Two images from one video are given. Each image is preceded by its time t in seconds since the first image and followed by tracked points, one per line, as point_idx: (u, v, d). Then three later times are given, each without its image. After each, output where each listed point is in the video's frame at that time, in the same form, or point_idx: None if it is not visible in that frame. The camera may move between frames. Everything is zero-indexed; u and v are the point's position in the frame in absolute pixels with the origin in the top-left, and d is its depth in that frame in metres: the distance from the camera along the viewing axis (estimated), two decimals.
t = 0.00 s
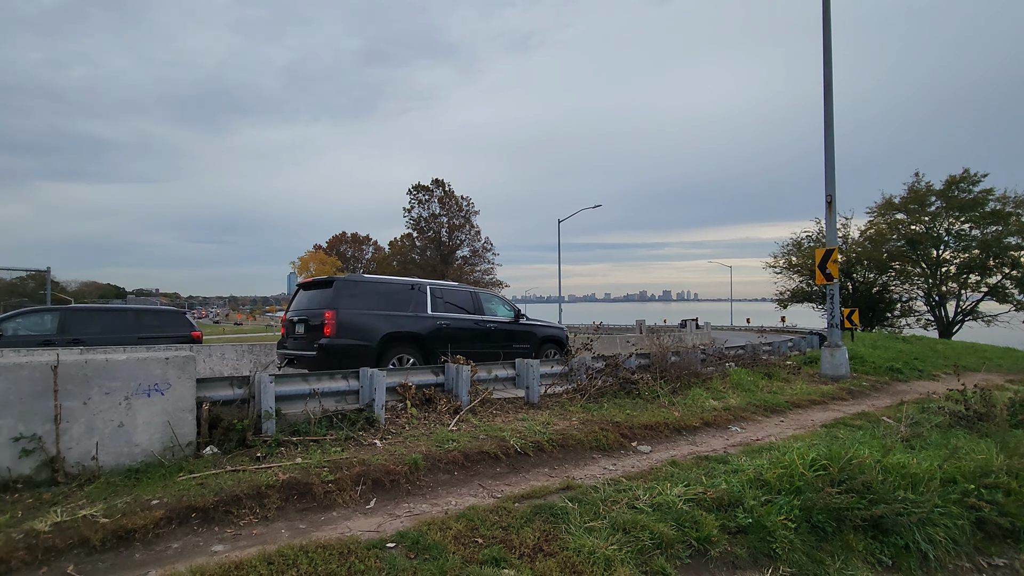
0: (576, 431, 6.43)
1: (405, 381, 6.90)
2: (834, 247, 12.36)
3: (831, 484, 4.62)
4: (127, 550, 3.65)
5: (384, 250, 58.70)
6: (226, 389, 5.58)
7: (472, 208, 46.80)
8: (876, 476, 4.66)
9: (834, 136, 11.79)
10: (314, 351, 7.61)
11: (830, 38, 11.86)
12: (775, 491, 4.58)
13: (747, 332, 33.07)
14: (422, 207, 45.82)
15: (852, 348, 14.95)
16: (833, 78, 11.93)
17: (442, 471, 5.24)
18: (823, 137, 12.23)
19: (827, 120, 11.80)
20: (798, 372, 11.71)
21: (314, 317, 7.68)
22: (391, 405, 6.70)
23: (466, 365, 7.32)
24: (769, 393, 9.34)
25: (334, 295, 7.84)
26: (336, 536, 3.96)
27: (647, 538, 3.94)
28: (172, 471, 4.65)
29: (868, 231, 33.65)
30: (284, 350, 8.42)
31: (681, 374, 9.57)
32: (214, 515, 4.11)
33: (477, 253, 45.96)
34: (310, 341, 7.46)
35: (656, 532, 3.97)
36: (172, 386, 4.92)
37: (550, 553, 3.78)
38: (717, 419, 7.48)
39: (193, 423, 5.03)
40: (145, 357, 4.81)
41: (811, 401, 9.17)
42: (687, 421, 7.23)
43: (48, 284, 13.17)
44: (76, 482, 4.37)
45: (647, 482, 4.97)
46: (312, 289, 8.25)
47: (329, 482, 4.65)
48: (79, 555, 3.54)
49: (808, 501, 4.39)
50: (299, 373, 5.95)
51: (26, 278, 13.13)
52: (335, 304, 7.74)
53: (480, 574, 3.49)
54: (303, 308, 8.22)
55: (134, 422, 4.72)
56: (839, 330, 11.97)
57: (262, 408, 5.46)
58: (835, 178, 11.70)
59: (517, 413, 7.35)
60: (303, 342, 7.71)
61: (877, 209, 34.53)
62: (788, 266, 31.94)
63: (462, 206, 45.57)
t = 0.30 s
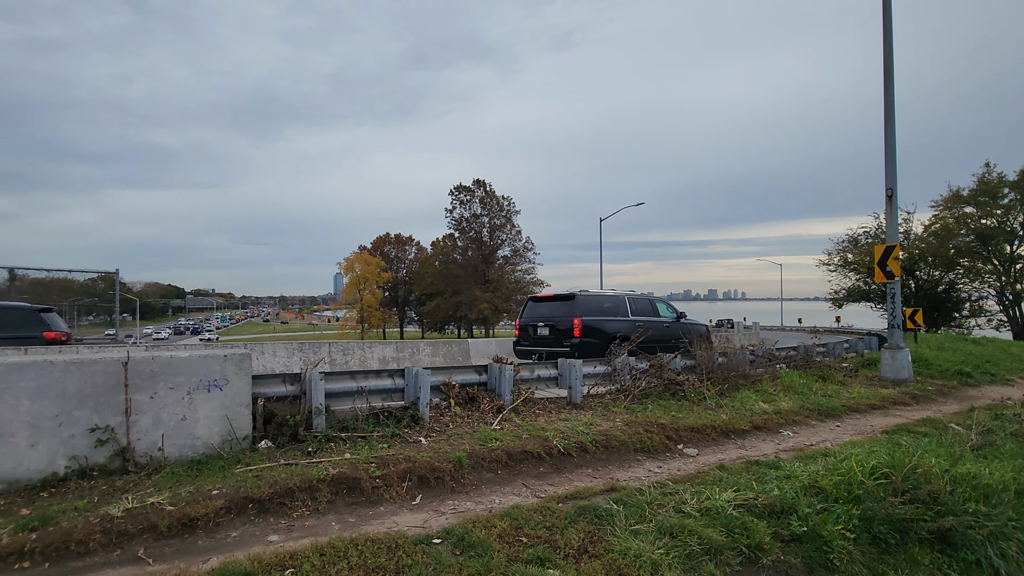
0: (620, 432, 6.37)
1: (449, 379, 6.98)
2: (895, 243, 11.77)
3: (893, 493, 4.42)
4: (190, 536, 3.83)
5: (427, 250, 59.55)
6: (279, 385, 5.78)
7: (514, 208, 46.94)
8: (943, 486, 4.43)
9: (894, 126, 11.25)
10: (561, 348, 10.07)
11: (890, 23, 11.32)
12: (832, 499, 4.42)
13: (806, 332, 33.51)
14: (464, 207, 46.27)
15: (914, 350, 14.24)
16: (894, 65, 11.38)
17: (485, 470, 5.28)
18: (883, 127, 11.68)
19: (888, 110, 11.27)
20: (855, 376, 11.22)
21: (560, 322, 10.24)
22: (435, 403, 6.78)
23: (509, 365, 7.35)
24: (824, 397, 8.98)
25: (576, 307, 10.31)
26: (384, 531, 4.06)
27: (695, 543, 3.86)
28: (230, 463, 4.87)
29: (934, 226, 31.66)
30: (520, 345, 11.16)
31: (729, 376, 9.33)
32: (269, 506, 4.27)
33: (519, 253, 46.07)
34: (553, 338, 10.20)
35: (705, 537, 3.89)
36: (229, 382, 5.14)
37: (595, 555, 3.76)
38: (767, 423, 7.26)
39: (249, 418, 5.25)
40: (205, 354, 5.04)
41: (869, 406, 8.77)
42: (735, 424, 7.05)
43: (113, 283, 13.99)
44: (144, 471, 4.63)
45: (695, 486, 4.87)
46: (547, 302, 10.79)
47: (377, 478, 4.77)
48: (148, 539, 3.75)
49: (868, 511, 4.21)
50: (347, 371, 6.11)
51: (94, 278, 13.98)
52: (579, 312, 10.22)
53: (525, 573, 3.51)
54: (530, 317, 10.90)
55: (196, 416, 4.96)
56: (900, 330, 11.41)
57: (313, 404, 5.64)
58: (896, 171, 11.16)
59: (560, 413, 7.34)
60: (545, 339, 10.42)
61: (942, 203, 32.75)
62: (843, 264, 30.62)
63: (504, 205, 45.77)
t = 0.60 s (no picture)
0: (665, 434, 6.25)
1: (491, 379, 7.01)
2: (961, 240, 11.15)
3: (962, 506, 4.19)
4: (246, 527, 3.97)
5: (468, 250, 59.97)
6: (327, 382, 5.93)
7: (554, 207, 46.80)
8: (1019, 498, 4.12)
9: (960, 116, 10.64)
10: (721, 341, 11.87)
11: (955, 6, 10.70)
12: (895, 509, 4.22)
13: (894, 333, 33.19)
14: (505, 207, 46.42)
15: (981, 353, 13.45)
16: (959, 51, 10.77)
17: (529, 470, 5.27)
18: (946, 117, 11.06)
19: (952, 99, 10.66)
20: (917, 379, 10.67)
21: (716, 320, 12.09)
22: (477, 402, 6.82)
23: (551, 365, 7.31)
24: (882, 401, 8.57)
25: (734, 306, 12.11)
26: (430, 528, 4.10)
27: (747, 551, 3.74)
28: (282, 457, 5.02)
29: (1002, 221, 29.98)
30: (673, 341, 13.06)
31: (779, 378, 9.02)
32: (319, 500, 4.38)
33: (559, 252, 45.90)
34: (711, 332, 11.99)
35: (758, 545, 3.76)
36: (281, 379, 5.31)
37: (643, 559, 3.70)
38: (821, 428, 6.98)
39: (300, 414, 5.41)
40: (259, 352, 5.23)
41: (933, 412, 8.32)
42: (787, 428, 6.81)
43: (171, 284, 14.67)
44: (204, 464, 4.83)
45: (746, 491, 4.73)
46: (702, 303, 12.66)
47: (422, 475, 4.83)
48: (207, 528, 3.90)
49: (935, 523, 4.00)
50: (391, 370, 6.21)
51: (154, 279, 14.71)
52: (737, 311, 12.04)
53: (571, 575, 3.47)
54: (687, 315, 12.96)
55: (250, 411, 5.14)
56: (966, 332, 10.78)
57: (360, 401, 5.76)
58: (962, 163, 10.55)
59: (603, 414, 7.26)
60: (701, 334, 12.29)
61: (1012, 196, 30.83)
62: (902, 262, 29.19)
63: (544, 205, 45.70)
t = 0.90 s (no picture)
0: (705, 437, 6.14)
1: (527, 379, 7.05)
2: None
3: None
4: (291, 519, 4.10)
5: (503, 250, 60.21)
6: (367, 380, 6.07)
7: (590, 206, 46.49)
8: None
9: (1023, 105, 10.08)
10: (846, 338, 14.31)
11: None
12: (952, 520, 4.03)
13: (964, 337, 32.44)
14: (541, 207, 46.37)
15: None
16: (1021, 37, 10.20)
17: (566, 470, 5.27)
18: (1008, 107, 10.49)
19: (1014, 87, 10.10)
20: (977, 384, 10.14)
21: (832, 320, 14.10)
22: (513, 402, 6.86)
23: (588, 365, 7.28)
24: (939, 407, 8.19)
25: (845, 309, 14.50)
26: (468, 525, 4.14)
27: (793, 558, 3.64)
28: (325, 452, 5.16)
29: None
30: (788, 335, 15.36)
31: (826, 381, 8.73)
32: (361, 495, 4.49)
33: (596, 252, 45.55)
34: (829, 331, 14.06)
35: (804, 552, 3.66)
36: (324, 376, 5.47)
37: (683, 563, 3.65)
38: (871, 433, 6.73)
39: (341, 411, 5.55)
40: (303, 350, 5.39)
41: (994, 418, 7.89)
42: (834, 433, 6.59)
43: (219, 285, 15.23)
44: (251, 457, 5.01)
45: (790, 497, 4.61)
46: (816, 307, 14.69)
47: (459, 473, 4.89)
48: (256, 520, 4.05)
49: (996, 535, 3.77)
50: (429, 368, 6.32)
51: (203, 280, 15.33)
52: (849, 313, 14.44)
53: None
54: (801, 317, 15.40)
55: (295, 407, 5.31)
56: None
57: (399, 399, 5.86)
58: None
59: (640, 415, 7.18)
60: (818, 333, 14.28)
61: None
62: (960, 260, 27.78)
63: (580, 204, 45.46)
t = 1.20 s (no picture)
0: (743, 439, 6.02)
1: (560, 378, 7.04)
2: None
3: None
4: (330, 513, 4.19)
5: (535, 250, 60.05)
6: (402, 378, 6.17)
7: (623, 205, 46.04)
8: None
9: None
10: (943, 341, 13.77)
11: None
12: (1008, 529, 3.84)
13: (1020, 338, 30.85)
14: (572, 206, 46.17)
15: None
16: None
17: (599, 470, 5.24)
18: None
19: None
20: None
21: (929, 322, 13.89)
22: (546, 402, 6.87)
23: (621, 365, 7.21)
24: (994, 412, 7.82)
25: (941, 312, 13.94)
26: (502, 523, 4.17)
27: (837, 565, 3.54)
28: (361, 449, 5.26)
29: None
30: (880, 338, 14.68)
31: (871, 384, 8.44)
32: (396, 491, 4.56)
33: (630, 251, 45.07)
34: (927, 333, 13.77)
35: (848, 560, 3.55)
36: (360, 374, 5.58)
37: (720, 567, 3.58)
38: (920, 439, 6.47)
39: (377, 409, 5.64)
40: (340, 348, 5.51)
41: None
42: (880, 438, 6.37)
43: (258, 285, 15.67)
44: (292, 452, 5.15)
45: (833, 503, 4.48)
46: (911, 308, 14.38)
47: (493, 471, 4.92)
48: (296, 513, 4.16)
49: None
50: (462, 367, 6.38)
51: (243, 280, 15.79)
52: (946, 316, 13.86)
53: None
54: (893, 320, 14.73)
55: (332, 404, 5.43)
56: None
57: (432, 398, 5.93)
58: None
59: (675, 416, 7.08)
60: (914, 334, 14.08)
61: None
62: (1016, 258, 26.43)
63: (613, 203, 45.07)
